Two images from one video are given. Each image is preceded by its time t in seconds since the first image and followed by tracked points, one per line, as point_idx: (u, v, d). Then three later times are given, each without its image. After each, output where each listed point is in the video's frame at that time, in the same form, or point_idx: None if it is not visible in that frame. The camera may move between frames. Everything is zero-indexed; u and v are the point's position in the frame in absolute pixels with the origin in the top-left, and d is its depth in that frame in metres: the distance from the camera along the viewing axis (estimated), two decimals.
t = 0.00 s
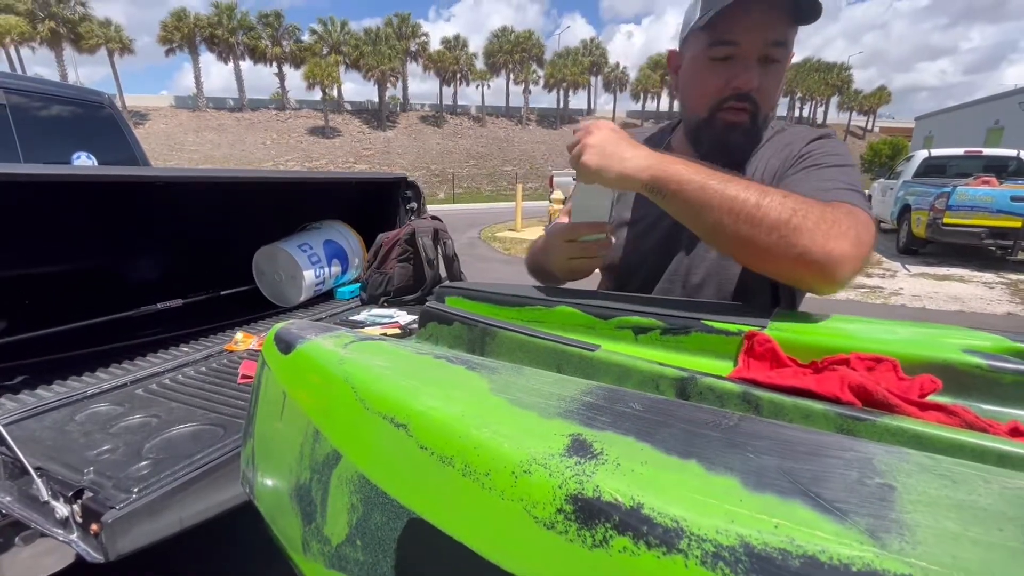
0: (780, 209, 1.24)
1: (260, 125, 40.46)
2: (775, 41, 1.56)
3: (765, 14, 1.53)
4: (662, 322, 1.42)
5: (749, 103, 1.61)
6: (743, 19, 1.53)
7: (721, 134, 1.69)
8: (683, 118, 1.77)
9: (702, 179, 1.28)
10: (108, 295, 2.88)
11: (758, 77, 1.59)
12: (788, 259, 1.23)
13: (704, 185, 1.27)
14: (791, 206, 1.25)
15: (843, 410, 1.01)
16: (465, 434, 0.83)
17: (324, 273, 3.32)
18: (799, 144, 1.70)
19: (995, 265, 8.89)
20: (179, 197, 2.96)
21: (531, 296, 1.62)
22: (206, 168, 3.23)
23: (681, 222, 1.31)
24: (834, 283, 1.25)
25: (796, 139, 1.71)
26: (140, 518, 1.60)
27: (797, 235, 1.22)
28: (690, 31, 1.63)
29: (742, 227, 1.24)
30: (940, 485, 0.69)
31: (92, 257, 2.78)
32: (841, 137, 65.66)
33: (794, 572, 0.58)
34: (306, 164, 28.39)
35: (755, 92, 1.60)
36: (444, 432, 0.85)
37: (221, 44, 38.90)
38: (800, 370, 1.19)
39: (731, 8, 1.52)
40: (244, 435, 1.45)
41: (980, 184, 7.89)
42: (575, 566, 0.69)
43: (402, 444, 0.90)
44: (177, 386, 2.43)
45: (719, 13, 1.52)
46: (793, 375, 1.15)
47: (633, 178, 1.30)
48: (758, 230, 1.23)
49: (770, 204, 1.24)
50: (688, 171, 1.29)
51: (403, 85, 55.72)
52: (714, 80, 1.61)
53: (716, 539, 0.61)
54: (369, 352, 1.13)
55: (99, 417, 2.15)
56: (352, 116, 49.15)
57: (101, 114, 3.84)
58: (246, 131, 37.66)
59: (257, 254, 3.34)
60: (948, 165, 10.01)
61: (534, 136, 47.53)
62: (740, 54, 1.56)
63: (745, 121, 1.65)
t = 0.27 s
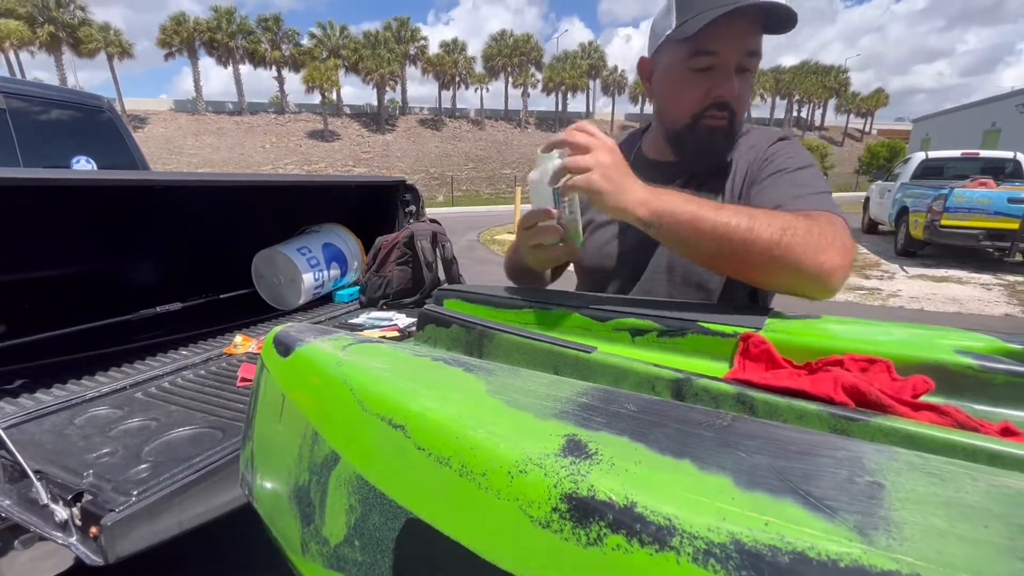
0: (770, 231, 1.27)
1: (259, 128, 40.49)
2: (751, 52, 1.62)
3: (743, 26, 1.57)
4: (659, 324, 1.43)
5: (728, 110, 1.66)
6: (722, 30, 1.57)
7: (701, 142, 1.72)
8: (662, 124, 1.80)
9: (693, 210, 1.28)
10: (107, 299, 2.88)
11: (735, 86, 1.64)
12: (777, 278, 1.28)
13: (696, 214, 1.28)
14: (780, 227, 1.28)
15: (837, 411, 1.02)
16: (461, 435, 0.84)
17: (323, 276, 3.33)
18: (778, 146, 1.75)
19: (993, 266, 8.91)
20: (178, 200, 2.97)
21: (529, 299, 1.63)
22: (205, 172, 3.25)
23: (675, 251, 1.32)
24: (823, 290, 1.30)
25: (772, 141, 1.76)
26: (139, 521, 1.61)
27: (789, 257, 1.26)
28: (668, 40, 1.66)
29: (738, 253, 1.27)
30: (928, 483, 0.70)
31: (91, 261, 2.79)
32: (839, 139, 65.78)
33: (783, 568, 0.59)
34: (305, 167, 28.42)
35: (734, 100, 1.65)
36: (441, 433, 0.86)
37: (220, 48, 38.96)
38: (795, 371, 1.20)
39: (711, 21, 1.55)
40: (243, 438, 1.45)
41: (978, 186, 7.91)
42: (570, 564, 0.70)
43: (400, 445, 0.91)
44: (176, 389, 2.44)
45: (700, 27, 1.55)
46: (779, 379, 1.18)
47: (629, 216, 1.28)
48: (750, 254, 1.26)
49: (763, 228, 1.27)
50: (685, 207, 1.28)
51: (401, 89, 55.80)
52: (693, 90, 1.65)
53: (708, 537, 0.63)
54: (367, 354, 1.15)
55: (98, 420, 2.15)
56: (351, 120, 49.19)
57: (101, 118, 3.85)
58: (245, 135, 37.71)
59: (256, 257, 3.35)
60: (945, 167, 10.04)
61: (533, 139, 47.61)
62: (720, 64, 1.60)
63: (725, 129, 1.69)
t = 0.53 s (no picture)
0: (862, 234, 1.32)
1: (259, 132, 40.54)
2: (666, 56, 1.93)
3: (654, 36, 1.89)
4: (656, 325, 1.44)
5: (654, 112, 1.96)
6: (635, 43, 1.89)
7: (637, 143, 2.01)
8: (602, 134, 2.09)
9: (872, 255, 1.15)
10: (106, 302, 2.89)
11: (656, 90, 1.96)
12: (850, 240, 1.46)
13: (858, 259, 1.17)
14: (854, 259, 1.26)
15: (831, 410, 1.04)
16: (460, 435, 0.85)
17: (323, 279, 3.34)
18: (734, 148, 2.03)
19: (991, 268, 8.93)
20: (178, 204, 2.98)
21: (528, 300, 1.65)
22: (204, 175, 3.25)
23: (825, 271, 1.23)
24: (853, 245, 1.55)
25: (727, 144, 2.05)
26: (140, 523, 1.62)
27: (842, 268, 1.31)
28: (590, 60, 1.99)
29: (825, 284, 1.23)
30: (919, 480, 0.71)
31: (92, 264, 2.80)
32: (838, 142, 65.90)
33: (775, 563, 0.60)
34: (304, 170, 28.45)
35: (656, 104, 1.96)
36: (440, 433, 0.87)
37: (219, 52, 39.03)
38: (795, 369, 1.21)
39: (623, 35, 1.88)
40: (244, 439, 1.46)
41: (975, 188, 7.94)
42: (567, 561, 0.71)
43: (399, 446, 0.92)
44: (176, 392, 2.45)
45: (613, 41, 1.88)
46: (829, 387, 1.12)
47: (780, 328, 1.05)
48: (899, 270, 1.25)
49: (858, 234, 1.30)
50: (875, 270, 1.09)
51: (401, 92, 55.92)
52: (619, 98, 1.98)
53: (701, 533, 0.64)
54: (367, 355, 1.16)
55: (99, 423, 2.16)
56: (350, 123, 49.25)
57: (101, 121, 3.87)
58: (245, 138, 37.76)
59: (256, 260, 3.35)
60: (943, 169, 10.08)
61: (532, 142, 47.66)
62: (639, 72, 1.92)
63: (654, 131, 1.99)
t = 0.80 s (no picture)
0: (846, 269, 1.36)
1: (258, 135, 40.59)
2: (622, 60, 2.05)
3: (609, 42, 2.04)
4: (656, 327, 1.45)
5: (607, 112, 2.06)
6: (590, 47, 2.07)
7: (595, 143, 2.12)
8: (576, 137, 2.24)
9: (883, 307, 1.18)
10: (106, 305, 2.90)
11: (611, 92, 2.07)
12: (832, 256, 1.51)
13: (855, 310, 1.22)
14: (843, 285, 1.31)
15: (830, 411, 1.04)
16: (461, 435, 0.86)
17: (324, 281, 3.34)
18: (712, 154, 2.05)
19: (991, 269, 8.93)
20: (178, 207, 2.98)
21: (528, 301, 1.65)
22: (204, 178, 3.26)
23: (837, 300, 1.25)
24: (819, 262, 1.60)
25: (705, 150, 2.06)
26: (141, 525, 1.62)
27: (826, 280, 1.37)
28: (564, 67, 2.20)
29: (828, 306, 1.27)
30: (918, 479, 0.72)
31: (92, 267, 2.80)
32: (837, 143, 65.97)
33: (775, 561, 0.60)
34: (304, 173, 28.47)
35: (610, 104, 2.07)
36: (441, 433, 0.88)
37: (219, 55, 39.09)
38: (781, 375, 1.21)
39: (582, 41, 2.08)
40: (245, 441, 1.47)
41: (975, 189, 7.95)
42: (568, 560, 0.71)
43: (401, 447, 0.92)
44: (177, 394, 2.45)
45: (580, 45, 2.06)
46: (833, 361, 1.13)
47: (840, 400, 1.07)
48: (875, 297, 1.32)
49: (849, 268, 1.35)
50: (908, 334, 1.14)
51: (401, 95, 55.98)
52: (584, 100, 2.13)
53: (702, 532, 0.64)
54: (368, 357, 1.16)
55: (100, 426, 2.17)
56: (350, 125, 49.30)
57: (102, 125, 3.88)
58: (245, 141, 37.80)
59: (256, 262, 3.36)
60: (942, 171, 10.10)
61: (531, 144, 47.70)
62: (593, 74, 2.08)
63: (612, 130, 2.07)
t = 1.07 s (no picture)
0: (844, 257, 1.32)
1: (259, 137, 40.62)
2: (616, 53, 2.06)
3: (611, 35, 2.07)
4: (657, 327, 1.44)
5: (600, 103, 2.10)
6: (593, 38, 2.10)
7: (588, 132, 2.17)
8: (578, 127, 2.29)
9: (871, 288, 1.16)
10: (107, 307, 2.90)
11: (608, 84, 2.10)
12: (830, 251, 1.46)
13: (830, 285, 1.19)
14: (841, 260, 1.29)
15: (830, 410, 1.04)
16: (464, 435, 0.86)
17: (325, 283, 3.35)
18: (718, 156, 2.07)
19: (992, 270, 8.94)
20: (178, 209, 2.99)
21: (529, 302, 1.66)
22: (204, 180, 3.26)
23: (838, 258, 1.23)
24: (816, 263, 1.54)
25: (711, 152, 2.09)
26: (143, 526, 1.62)
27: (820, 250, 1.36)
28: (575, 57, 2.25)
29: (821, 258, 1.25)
30: (918, 478, 0.72)
31: (93, 269, 2.80)
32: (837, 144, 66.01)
33: (777, 560, 0.61)
34: (305, 175, 28.50)
35: (603, 95, 2.10)
36: (444, 433, 0.88)
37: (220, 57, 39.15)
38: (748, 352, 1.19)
39: (590, 32, 2.12)
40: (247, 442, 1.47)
41: (975, 190, 7.96)
42: (571, 560, 0.71)
43: (403, 447, 0.92)
44: (179, 396, 2.45)
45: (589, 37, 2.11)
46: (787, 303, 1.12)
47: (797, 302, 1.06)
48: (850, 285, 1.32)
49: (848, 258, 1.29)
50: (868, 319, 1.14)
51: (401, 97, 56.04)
52: (585, 92, 2.17)
53: (704, 531, 0.65)
54: (370, 358, 1.17)
55: (101, 427, 2.17)
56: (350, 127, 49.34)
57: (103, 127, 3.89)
58: (245, 143, 37.85)
59: (257, 264, 3.36)
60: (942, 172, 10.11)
61: (531, 146, 47.72)
62: (592, 66, 2.11)
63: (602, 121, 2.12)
